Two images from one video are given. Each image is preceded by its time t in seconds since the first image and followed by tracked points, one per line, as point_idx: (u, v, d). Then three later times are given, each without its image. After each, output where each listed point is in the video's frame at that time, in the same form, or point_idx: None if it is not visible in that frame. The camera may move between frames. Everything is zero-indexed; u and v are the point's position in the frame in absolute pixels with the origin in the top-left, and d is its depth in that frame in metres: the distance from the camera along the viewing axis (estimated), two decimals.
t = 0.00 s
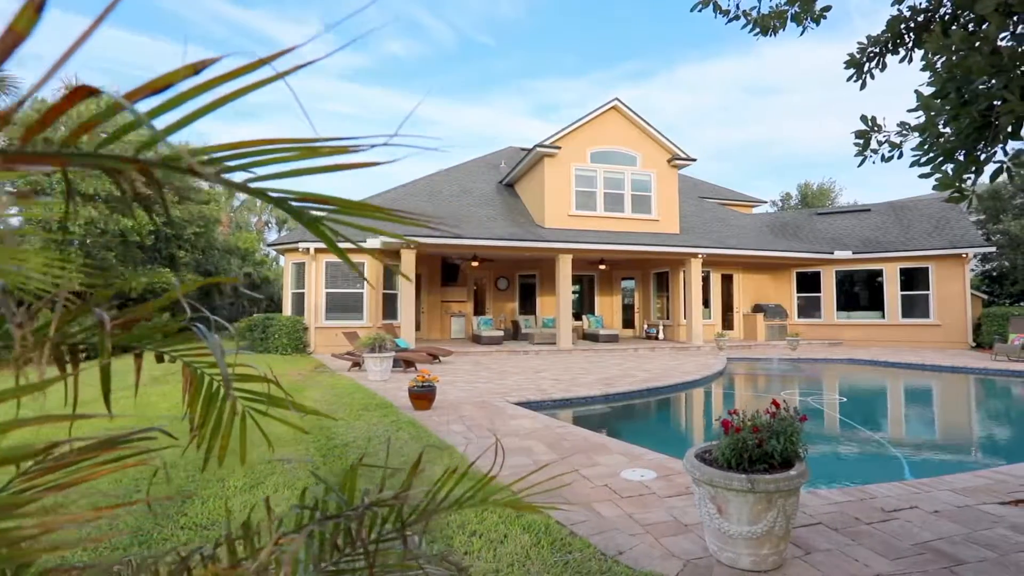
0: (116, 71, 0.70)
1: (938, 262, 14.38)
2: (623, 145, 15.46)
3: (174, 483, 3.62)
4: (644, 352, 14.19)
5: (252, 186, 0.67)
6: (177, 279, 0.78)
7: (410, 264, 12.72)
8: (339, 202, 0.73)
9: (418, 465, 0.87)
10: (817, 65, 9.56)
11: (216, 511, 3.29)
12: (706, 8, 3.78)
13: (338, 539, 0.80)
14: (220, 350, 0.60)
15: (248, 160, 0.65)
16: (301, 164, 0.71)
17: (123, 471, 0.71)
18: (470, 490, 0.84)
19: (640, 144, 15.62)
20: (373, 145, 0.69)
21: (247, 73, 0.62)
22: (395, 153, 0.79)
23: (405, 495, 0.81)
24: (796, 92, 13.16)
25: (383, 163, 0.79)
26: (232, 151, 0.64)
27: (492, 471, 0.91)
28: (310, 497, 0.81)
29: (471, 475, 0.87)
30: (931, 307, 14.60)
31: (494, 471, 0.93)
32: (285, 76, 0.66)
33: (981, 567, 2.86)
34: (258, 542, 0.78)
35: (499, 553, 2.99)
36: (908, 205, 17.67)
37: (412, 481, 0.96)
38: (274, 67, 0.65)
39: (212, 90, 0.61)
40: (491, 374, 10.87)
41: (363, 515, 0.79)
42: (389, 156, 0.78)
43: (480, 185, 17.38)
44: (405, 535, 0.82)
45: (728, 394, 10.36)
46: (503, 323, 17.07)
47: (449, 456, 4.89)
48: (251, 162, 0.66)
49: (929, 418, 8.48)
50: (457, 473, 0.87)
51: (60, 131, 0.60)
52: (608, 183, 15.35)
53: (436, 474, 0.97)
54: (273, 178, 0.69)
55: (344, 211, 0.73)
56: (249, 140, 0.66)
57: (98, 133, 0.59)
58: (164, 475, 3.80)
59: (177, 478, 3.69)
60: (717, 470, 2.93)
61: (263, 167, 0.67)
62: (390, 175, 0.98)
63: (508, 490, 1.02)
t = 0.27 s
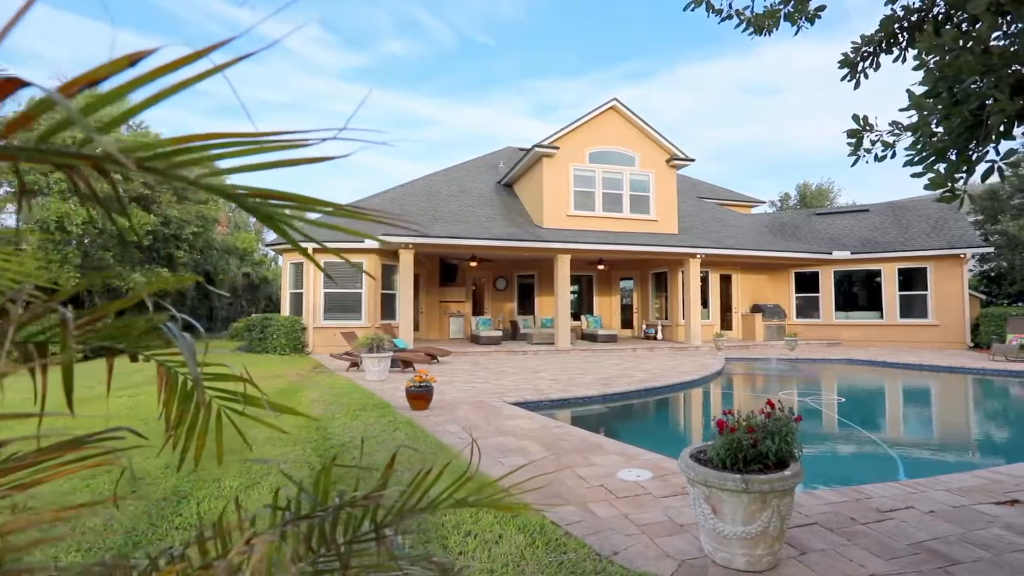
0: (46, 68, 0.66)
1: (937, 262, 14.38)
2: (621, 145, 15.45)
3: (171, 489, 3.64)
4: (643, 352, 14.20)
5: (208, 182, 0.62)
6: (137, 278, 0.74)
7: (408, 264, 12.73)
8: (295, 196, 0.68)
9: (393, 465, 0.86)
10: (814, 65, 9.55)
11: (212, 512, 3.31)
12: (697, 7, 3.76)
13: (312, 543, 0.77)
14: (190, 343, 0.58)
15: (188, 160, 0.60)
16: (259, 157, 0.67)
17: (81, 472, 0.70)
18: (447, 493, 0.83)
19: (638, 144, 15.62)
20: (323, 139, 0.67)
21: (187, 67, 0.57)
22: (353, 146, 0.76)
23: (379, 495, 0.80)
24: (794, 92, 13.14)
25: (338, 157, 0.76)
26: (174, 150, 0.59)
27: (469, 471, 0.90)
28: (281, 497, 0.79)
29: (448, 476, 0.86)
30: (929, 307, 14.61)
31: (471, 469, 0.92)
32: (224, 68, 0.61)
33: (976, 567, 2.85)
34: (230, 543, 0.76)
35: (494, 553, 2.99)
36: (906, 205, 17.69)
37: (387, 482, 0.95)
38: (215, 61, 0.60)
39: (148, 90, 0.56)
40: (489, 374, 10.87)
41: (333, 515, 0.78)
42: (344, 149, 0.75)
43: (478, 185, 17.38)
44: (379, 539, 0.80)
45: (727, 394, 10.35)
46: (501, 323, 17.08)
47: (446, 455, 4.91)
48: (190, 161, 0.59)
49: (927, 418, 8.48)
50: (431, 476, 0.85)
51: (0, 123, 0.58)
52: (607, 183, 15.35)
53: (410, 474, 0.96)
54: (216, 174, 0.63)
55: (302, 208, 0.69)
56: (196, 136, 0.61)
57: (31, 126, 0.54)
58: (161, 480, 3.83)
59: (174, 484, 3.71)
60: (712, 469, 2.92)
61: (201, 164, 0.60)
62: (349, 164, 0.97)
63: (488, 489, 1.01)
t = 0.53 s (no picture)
0: None
1: (934, 262, 14.41)
2: (619, 145, 15.45)
3: (166, 490, 3.65)
4: (641, 352, 14.21)
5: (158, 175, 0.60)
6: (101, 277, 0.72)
7: (406, 264, 12.72)
8: (249, 195, 0.66)
9: (366, 465, 0.85)
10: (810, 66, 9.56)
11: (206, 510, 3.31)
12: (690, 7, 3.74)
13: (288, 547, 0.74)
14: (156, 339, 0.58)
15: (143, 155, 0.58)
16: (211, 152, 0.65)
17: (41, 476, 0.68)
18: (422, 495, 0.82)
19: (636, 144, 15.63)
20: (270, 136, 0.66)
21: (123, 62, 0.55)
22: (309, 145, 0.77)
23: (354, 496, 0.78)
24: (790, 93, 13.14)
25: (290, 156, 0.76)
26: (126, 148, 0.57)
27: (444, 472, 0.89)
28: (250, 499, 0.76)
29: (421, 479, 0.84)
30: (926, 307, 14.63)
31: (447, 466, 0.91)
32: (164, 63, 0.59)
33: (969, 567, 2.85)
34: (200, 545, 0.74)
35: (488, 554, 2.99)
36: (904, 206, 17.72)
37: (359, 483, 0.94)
38: (152, 56, 0.58)
39: (99, 83, 0.55)
40: (487, 374, 10.87)
41: (305, 520, 0.73)
42: (297, 147, 0.75)
43: (476, 185, 17.37)
44: (355, 539, 0.78)
45: (725, 394, 10.35)
46: (500, 323, 17.08)
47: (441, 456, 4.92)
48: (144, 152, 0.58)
49: (925, 418, 8.49)
50: (405, 478, 0.83)
51: None
52: (604, 183, 15.35)
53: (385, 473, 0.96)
54: (174, 170, 0.61)
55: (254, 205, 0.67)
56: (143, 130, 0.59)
57: None
58: (157, 480, 3.84)
59: (170, 484, 3.73)
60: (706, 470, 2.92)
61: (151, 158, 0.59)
62: (313, 162, 0.97)
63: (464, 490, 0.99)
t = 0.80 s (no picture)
0: None
1: (930, 262, 14.45)
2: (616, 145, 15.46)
3: (159, 491, 3.67)
4: (638, 352, 14.22)
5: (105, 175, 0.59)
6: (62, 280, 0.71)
7: (403, 264, 12.71)
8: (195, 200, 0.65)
9: (339, 467, 0.84)
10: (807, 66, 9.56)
11: (197, 509, 3.32)
12: (682, 7, 3.72)
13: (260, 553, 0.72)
14: (122, 340, 0.57)
15: (89, 154, 0.56)
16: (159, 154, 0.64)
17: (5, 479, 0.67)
18: (398, 499, 0.80)
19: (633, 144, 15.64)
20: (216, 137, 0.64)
21: (58, 61, 0.54)
22: (258, 147, 0.75)
23: (324, 499, 0.76)
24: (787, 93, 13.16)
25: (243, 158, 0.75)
26: (67, 146, 0.55)
27: (421, 474, 0.87)
28: (220, 502, 0.75)
29: (396, 481, 0.82)
30: (922, 307, 14.67)
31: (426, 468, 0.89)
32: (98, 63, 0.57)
33: (961, 567, 2.85)
34: (170, 548, 0.73)
35: (480, 555, 2.99)
36: (900, 206, 17.77)
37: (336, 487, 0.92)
38: (87, 52, 0.56)
39: (40, 81, 0.53)
40: (484, 374, 10.87)
41: (275, 523, 0.70)
42: (246, 148, 0.74)
43: (473, 185, 17.37)
44: (326, 543, 0.76)
45: (721, 394, 10.37)
46: (497, 323, 17.09)
47: (436, 457, 4.93)
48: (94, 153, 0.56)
49: (921, 418, 8.50)
50: (377, 481, 0.81)
51: None
52: (602, 183, 15.36)
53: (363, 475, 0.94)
54: (128, 168, 0.60)
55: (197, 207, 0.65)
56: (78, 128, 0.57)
57: None
58: (150, 481, 3.87)
59: (164, 484, 3.75)
60: (699, 471, 2.91)
61: (104, 163, 0.57)
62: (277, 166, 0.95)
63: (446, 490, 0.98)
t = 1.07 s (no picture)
0: None
1: (925, 262, 14.50)
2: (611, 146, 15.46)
3: (151, 492, 3.67)
4: (634, 352, 14.23)
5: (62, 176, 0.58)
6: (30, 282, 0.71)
7: (398, 264, 12.69)
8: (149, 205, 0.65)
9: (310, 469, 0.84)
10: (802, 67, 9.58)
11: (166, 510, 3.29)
12: (670, 7, 3.72)
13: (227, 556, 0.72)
14: (88, 347, 0.58)
15: (37, 154, 0.54)
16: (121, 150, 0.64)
17: None
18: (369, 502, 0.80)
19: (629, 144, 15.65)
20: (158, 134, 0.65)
21: None
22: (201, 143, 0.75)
23: (292, 505, 0.76)
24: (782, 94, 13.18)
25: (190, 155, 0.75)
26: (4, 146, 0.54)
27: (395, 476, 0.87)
28: (185, 508, 0.74)
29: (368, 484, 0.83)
30: (917, 307, 14.73)
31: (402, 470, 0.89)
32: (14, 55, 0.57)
33: (951, 567, 2.86)
34: (135, 554, 0.73)
35: (471, 557, 2.99)
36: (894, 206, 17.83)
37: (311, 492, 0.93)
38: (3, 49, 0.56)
39: None
40: (479, 374, 10.86)
41: (246, 529, 0.71)
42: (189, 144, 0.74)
43: (468, 185, 17.35)
44: (295, 548, 0.77)
45: (717, 394, 10.38)
46: (493, 323, 17.08)
47: (430, 457, 4.93)
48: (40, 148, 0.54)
49: (915, 418, 8.52)
50: (350, 484, 0.81)
51: None
52: (597, 183, 15.38)
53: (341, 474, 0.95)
54: (77, 171, 0.60)
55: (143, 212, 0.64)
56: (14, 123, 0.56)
57: None
58: (142, 482, 3.88)
59: (155, 485, 3.76)
60: (690, 471, 2.91)
61: (51, 163, 0.55)
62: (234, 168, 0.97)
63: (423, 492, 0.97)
